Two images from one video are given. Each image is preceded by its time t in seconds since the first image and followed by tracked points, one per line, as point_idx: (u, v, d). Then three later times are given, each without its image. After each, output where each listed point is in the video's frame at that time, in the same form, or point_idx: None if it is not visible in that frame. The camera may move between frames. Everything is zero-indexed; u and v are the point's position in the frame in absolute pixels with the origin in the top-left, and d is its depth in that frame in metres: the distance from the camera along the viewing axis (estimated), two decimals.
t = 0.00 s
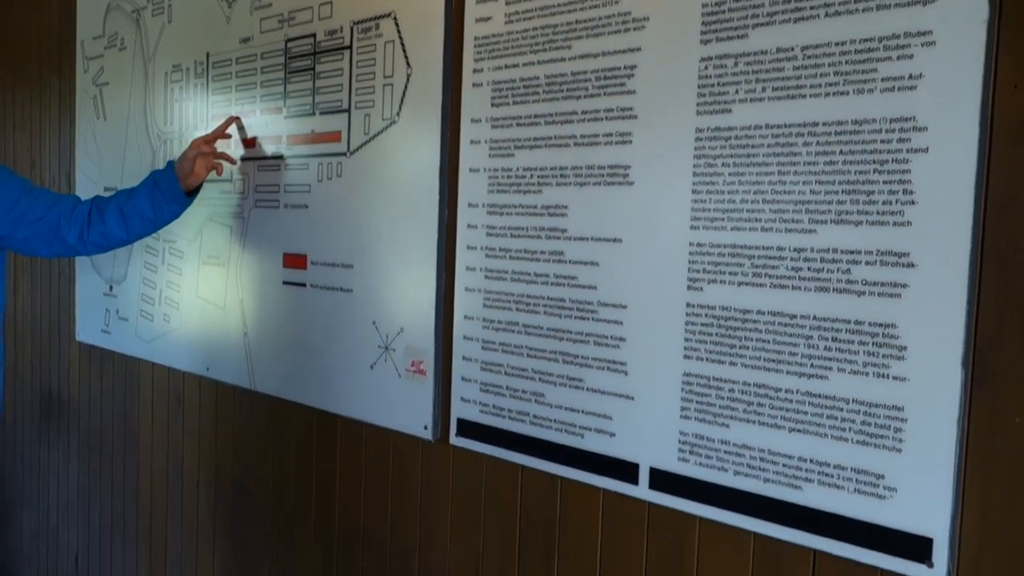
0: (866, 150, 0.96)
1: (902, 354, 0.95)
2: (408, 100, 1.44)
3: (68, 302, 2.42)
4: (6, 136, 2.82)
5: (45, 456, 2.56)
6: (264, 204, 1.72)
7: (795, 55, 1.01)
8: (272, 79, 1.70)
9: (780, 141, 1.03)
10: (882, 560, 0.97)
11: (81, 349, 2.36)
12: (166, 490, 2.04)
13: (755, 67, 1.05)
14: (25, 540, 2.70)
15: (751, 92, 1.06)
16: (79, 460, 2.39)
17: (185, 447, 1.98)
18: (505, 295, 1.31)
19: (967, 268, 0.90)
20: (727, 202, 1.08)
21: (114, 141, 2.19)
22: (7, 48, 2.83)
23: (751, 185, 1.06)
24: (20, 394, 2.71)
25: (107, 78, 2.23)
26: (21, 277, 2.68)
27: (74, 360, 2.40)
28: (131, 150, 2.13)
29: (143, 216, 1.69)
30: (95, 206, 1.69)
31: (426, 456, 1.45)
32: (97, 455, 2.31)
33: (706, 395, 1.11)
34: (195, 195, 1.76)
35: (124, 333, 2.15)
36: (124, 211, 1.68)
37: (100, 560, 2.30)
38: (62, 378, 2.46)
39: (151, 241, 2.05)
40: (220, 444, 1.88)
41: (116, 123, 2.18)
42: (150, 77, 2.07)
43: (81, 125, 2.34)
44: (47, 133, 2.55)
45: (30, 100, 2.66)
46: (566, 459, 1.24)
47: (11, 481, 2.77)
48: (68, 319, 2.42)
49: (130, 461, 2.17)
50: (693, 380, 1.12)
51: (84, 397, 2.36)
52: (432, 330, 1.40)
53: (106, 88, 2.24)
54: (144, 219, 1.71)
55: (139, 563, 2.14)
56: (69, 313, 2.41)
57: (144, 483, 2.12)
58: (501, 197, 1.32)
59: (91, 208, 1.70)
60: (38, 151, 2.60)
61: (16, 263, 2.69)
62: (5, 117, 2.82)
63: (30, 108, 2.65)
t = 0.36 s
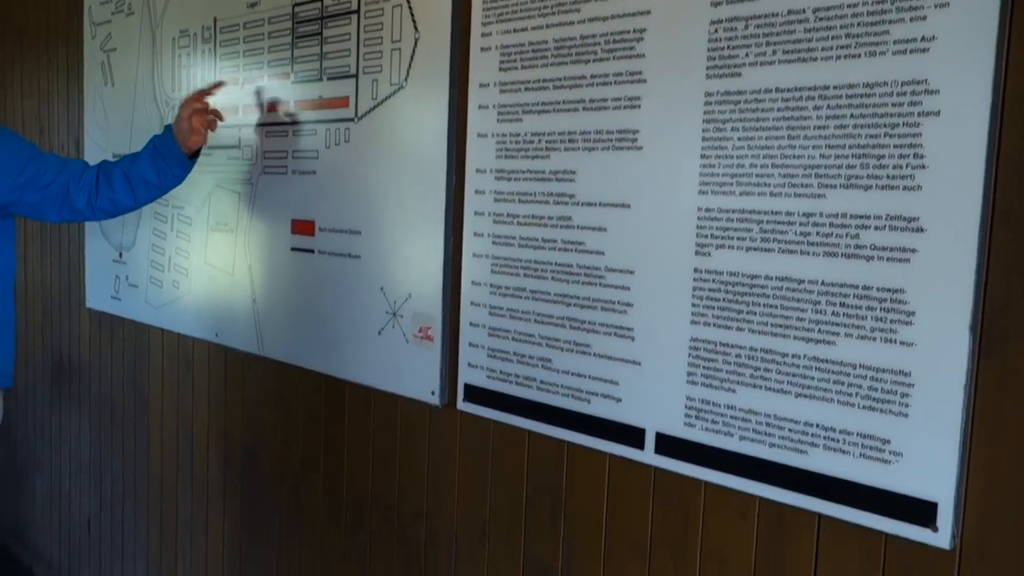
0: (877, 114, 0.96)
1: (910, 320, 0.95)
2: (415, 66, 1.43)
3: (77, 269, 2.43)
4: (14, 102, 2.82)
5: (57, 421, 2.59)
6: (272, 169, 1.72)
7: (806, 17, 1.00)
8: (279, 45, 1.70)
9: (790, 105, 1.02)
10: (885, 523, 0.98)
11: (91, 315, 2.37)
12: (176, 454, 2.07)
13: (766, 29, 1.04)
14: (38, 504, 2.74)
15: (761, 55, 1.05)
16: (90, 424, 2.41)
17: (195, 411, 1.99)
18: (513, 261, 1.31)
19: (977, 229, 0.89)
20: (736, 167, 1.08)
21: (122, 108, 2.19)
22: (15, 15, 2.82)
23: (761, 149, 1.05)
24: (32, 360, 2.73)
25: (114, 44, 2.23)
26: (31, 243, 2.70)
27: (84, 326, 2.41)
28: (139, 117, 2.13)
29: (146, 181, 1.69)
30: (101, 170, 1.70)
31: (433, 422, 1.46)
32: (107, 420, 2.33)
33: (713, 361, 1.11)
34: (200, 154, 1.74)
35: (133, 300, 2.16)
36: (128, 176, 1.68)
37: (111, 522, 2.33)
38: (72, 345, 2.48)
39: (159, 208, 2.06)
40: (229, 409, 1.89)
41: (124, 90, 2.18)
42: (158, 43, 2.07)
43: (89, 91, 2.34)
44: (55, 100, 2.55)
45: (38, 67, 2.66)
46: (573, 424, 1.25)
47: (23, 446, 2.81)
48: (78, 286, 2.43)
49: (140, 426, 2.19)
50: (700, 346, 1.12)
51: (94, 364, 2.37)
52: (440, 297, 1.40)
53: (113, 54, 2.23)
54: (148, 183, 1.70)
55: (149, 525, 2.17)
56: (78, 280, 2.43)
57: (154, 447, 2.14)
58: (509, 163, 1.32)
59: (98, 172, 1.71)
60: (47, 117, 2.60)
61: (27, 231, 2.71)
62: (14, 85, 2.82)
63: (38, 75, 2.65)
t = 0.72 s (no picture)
0: (892, 72, 0.94)
1: (922, 282, 0.94)
2: (425, 27, 1.42)
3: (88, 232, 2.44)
4: (24, 64, 2.81)
5: (70, 383, 2.62)
6: (281, 131, 1.71)
7: None
8: (288, 6, 1.68)
9: (804, 63, 1.01)
10: (893, 484, 0.98)
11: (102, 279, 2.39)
12: (187, 416, 2.09)
13: None
14: (52, 464, 2.78)
15: (775, 12, 1.03)
16: (102, 386, 2.43)
17: (206, 372, 2.01)
18: (522, 224, 1.31)
19: (993, 185, 0.88)
20: (748, 127, 1.07)
21: (131, 71, 2.19)
22: None
23: (773, 109, 1.04)
24: (44, 322, 2.75)
25: (122, 6, 2.22)
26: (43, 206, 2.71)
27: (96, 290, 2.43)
28: (147, 79, 2.12)
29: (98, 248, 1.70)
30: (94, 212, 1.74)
31: (442, 384, 1.46)
32: (119, 381, 2.35)
33: (722, 323, 1.10)
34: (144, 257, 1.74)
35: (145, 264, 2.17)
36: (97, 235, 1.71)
37: (124, 480, 2.36)
38: (84, 309, 2.50)
39: (169, 172, 2.06)
40: (240, 371, 1.90)
41: (132, 52, 2.18)
42: (166, 4, 2.05)
43: (97, 54, 2.33)
44: (64, 63, 2.54)
45: (46, 30, 2.65)
46: (581, 386, 1.25)
47: (37, 407, 2.84)
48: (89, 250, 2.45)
49: (152, 387, 2.21)
50: (710, 308, 1.11)
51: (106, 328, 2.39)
52: (448, 260, 1.40)
53: (121, 16, 2.22)
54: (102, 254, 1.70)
55: (161, 484, 2.20)
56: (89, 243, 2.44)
57: (166, 408, 2.16)
58: (518, 123, 1.31)
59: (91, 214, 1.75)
60: (55, 79, 2.59)
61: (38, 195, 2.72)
62: (23, 48, 2.81)
63: (47, 39, 2.64)
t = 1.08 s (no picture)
0: (901, 45, 0.93)
1: (929, 256, 0.93)
2: None
3: (92, 207, 2.44)
4: (26, 39, 2.80)
5: (75, 358, 2.62)
6: (284, 108, 1.71)
7: None
8: None
9: (812, 35, 1.00)
10: (896, 459, 0.98)
11: (106, 254, 2.39)
12: (192, 390, 2.09)
13: None
14: (58, 438, 2.79)
15: None
16: (108, 360, 2.44)
17: (210, 347, 2.01)
18: (527, 199, 1.30)
19: (1002, 156, 0.87)
20: (755, 100, 1.06)
21: (134, 45, 2.18)
22: None
23: (780, 82, 1.03)
24: (49, 297, 2.76)
25: None
26: (47, 183, 2.70)
27: (101, 265, 2.43)
28: (150, 53, 2.11)
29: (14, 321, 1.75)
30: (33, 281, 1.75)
31: (446, 360, 1.46)
32: (125, 356, 2.35)
33: (727, 298, 1.10)
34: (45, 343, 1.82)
35: (148, 239, 2.18)
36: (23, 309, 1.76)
37: (130, 454, 2.37)
38: (89, 284, 2.50)
39: (172, 147, 2.05)
40: (245, 345, 1.91)
41: (135, 26, 2.17)
42: None
43: (99, 27, 2.32)
44: (67, 38, 2.53)
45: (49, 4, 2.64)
46: (585, 361, 1.25)
47: (43, 382, 2.85)
48: (93, 225, 2.45)
49: (157, 362, 2.22)
50: (715, 283, 1.11)
51: (111, 303, 2.40)
52: (452, 236, 1.40)
53: None
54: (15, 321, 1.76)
55: (166, 457, 2.21)
56: (94, 218, 2.44)
57: (171, 382, 2.16)
58: (523, 97, 1.30)
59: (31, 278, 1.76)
60: (58, 55, 2.58)
61: (43, 171, 2.72)
62: (25, 23, 2.80)
63: (50, 13, 2.63)
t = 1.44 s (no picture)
0: (920, 5, 0.91)
1: (945, 221, 0.91)
2: None
3: (97, 174, 2.43)
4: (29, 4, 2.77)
5: (81, 326, 2.62)
6: (290, 74, 1.69)
7: None
8: None
9: None
10: (907, 426, 0.96)
11: (111, 221, 2.39)
12: (198, 357, 2.09)
13: None
14: (64, 406, 2.80)
15: None
16: (113, 327, 2.44)
17: (216, 314, 2.01)
18: (535, 165, 1.29)
19: None
20: (769, 63, 1.04)
21: (137, 9, 2.15)
22: None
23: (796, 44, 1.01)
24: (54, 265, 2.75)
25: None
26: (52, 151, 2.69)
27: (105, 233, 2.42)
28: (154, 17, 2.09)
29: None
30: None
31: (453, 328, 1.45)
32: (130, 323, 2.35)
33: (738, 264, 1.09)
34: None
35: (153, 206, 2.16)
36: None
37: (136, 421, 2.38)
38: (94, 252, 2.50)
39: (177, 113, 2.04)
40: (250, 313, 1.90)
41: None
42: None
43: None
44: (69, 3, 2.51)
45: None
46: (593, 328, 1.24)
47: (49, 351, 2.86)
48: (98, 192, 2.44)
49: (162, 330, 2.22)
50: (726, 249, 1.10)
51: (116, 271, 2.39)
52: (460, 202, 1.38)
53: None
54: None
55: (172, 423, 2.21)
56: (99, 185, 2.43)
57: (177, 348, 2.16)
58: (532, 61, 1.28)
59: None
60: (61, 21, 2.55)
61: (46, 139, 2.71)
62: None
63: None
